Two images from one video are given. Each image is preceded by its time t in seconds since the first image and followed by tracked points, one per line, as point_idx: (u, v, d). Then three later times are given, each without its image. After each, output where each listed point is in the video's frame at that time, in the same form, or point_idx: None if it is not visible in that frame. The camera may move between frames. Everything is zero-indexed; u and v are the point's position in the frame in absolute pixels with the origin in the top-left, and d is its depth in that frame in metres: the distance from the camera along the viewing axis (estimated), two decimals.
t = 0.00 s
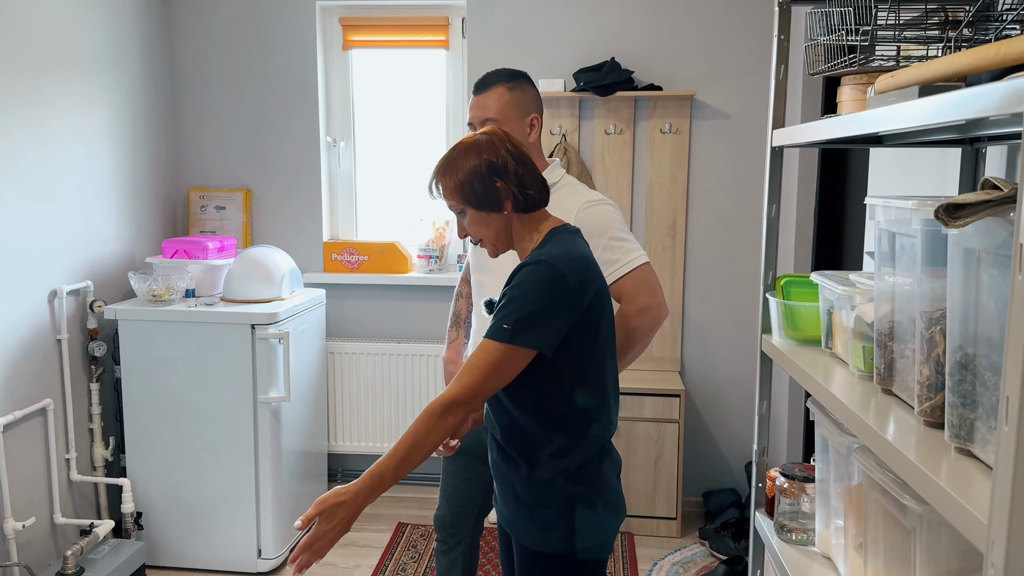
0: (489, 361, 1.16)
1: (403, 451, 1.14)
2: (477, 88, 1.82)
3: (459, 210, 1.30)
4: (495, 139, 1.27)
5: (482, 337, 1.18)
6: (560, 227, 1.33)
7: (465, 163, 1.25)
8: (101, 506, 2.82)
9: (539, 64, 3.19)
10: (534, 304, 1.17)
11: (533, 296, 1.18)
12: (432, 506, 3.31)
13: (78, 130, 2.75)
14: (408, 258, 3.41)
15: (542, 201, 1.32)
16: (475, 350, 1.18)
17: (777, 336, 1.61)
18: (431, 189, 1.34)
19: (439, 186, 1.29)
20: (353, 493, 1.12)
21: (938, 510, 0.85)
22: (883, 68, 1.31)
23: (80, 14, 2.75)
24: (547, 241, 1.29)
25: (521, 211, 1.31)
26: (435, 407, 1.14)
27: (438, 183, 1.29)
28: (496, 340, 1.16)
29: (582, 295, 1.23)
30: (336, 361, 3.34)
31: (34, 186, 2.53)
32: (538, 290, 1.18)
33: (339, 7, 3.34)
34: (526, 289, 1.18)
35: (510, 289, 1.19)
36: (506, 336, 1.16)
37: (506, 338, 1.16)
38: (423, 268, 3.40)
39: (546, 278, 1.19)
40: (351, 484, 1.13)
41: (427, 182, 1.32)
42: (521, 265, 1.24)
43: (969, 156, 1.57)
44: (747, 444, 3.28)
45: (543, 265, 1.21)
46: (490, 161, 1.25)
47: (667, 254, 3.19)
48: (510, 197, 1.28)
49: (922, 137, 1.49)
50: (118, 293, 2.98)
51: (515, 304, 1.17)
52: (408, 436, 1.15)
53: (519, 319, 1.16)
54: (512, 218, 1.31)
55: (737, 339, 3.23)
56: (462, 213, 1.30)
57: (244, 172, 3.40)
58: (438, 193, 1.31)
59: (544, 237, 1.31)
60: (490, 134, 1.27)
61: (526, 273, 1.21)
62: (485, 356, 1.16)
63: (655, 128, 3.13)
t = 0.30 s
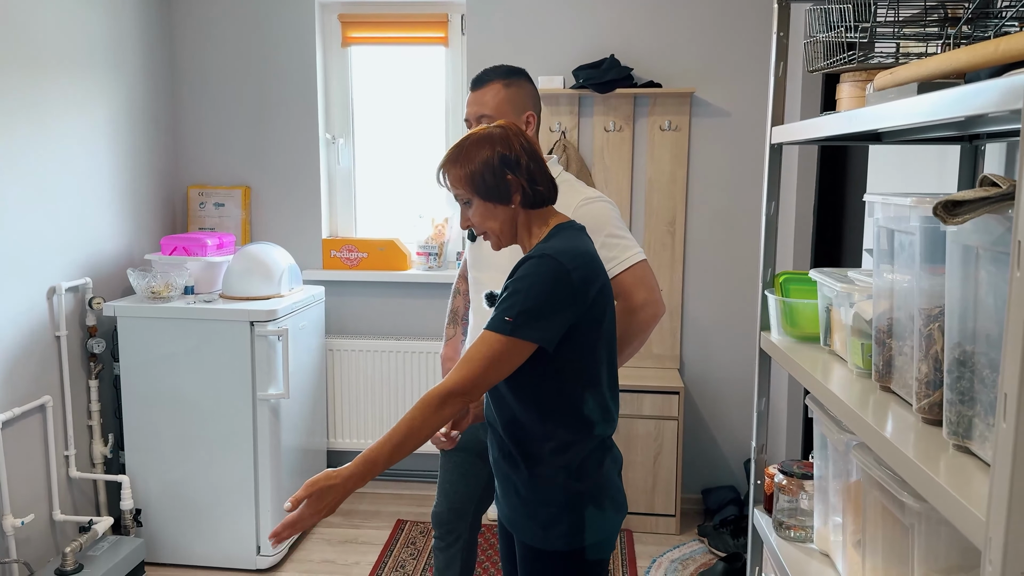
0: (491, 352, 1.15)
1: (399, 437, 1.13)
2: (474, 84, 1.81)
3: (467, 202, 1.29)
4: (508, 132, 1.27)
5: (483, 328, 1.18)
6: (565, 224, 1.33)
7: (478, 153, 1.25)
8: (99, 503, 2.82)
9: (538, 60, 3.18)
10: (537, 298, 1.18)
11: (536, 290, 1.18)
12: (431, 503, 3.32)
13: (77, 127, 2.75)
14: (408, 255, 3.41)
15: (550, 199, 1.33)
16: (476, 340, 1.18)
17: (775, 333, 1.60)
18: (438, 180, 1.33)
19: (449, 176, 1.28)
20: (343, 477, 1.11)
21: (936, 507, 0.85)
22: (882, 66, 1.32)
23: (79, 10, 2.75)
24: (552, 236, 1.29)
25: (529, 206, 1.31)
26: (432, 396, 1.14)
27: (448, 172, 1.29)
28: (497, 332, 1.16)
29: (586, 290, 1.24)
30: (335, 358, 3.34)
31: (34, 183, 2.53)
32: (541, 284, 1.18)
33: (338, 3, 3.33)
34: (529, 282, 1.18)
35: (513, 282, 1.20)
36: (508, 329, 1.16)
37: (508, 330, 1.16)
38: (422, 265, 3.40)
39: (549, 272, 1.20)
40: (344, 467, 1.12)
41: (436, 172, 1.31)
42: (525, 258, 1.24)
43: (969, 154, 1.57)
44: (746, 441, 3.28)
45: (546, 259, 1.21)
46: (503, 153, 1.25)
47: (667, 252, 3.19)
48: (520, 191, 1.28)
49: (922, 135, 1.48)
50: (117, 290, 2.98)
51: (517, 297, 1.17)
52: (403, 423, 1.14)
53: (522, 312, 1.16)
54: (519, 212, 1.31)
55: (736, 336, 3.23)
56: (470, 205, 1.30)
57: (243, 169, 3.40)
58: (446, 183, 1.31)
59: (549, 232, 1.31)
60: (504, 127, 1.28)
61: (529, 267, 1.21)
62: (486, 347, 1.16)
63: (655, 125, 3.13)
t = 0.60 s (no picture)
0: (491, 352, 1.16)
1: (403, 441, 1.14)
2: (470, 82, 1.81)
3: (471, 202, 1.30)
4: (510, 130, 1.27)
5: (485, 327, 1.18)
6: (568, 221, 1.33)
7: (480, 153, 1.25)
8: (98, 500, 2.83)
9: (537, 58, 3.18)
10: (537, 297, 1.18)
11: (537, 288, 1.18)
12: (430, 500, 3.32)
13: (75, 124, 2.75)
14: (406, 253, 3.41)
15: (553, 196, 1.33)
16: (477, 339, 1.18)
17: (774, 331, 1.60)
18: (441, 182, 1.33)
19: (452, 177, 1.28)
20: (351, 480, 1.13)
21: (933, 504, 0.86)
22: (880, 63, 1.32)
23: (77, 7, 2.75)
24: (556, 232, 1.29)
25: (532, 204, 1.31)
26: (435, 396, 1.15)
27: (450, 174, 1.29)
28: (498, 330, 1.16)
29: (587, 288, 1.23)
30: (334, 355, 3.34)
31: (32, 179, 2.53)
32: (542, 281, 1.18)
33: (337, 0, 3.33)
34: (529, 282, 1.18)
35: (514, 281, 1.20)
36: (508, 328, 1.16)
37: (509, 329, 1.16)
38: (421, 262, 3.41)
39: (549, 270, 1.20)
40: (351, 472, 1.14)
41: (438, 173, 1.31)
42: (525, 256, 1.24)
43: (967, 152, 1.57)
44: (744, 439, 3.29)
45: (547, 258, 1.21)
46: (505, 151, 1.25)
47: (665, 249, 3.20)
48: (524, 188, 1.28)
49: (921, 132, 1.49)
50: (115, 287, 2.98)
51: (518, 295, 1.17)
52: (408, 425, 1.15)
53: (522, 310, 1.17)
54: (523, 210, 1.31)
55: (735, 333, 3.24)
56: (474, 205, 1.30)
57: (241, 166, 3.40)
58: (449, 185, 1.31)
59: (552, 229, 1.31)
60: (506, 125, 1.28)
61: (530, 265, 1.21)
62: (486, 346, 1.16)
63: (654, 123, 3.13)
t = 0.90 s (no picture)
0: (491, 350, 1.16)
1: (404, 439, 1.14)
2: (466, 79, 1.81)
3: (466, 206, 1.30)
4: (499, 132, 1.26)
5: (485, 324, 1.18)
6: (565, 220, 1.33)
7: (470, 157, 1.25)
8: (97, 497, 2.83)
9: (536, 55, 3.18)
10: (538, 294, 1.18)
11: (537, 285, 1.18)
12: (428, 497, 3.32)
13: (73, 121, 2.75)
14: (405, 250, 3.41)
15: (547, 195, 1.32)
16: (477, 336, 1.18)
17: (772, 327, 1.60)
18: (437, 187, 1.34)
19: (446, 182, 1.28)
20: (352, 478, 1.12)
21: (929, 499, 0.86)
22: (879, 59, 1.31)
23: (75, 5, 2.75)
24: (552, 232, 1.29)
25: (527, 204, 1.30)
26: (436, 393, 1.15)
27: (444, 178, 1.29)
28: (499, 327, 1.16)
29: (587, 285, 1.24)
30: (333, 353, 3.34)
31: (29, 177, 2.53)
32: (543, 279, 1.18)
33: None
34: (531, 279, 1.18)
35: (516, 278, 1.20)
36: (509, 325, 1.16)
37: (510, 327, 1.16)
38: (419, 260, 3.40)
39: (550, 268, 1.20)
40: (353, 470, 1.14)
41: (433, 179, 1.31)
42: (524, 254, 1.24)
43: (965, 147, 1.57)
44: (743, 435, 3.29)
45: (547, 255, 1.21)
46: (495, 154, 1.24)
47: (664, 246, 3.20)
48: (516, 190, 1.28)
49: (918, 128, 1.49)
50: (113, 285, 2.98)
51: (518, 293, 1.17)
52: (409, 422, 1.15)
53: (523, 308, 1.16)
54: (518, 211, 1.31)
55: (733, 330, 3.24)
56: (469, 208, 1.30)
57: (239, 164, 3.40)
58: (443, 190, 1.31)
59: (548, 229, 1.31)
60: (495, 127, 1.27)
61: (530, 263, 1.21)
62: (486, 343, 1.16)
63: (652, 120, 3.13)
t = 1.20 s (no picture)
0: (492, 347, 1.15)
1: (404, 436, 1.14)
2: (461, 76, 1.81)
3: (469, 198, 1.29)
4: (505, 125, 1.26)
5: (486, 320, 1.18)
6: (566, 215, 1.33)
7: (475, 149, 1.24)
8: (97, 496, 2.83)
9: (535, 53, 3.18)
10: (539, 291, 1.17)
11: (538, 282, 1.18)
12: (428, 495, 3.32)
13: (72, 119, 2.75)
14: (404, 249, 3.41)
15: (550, 190, 1.32)
16: (479, 333, 1.18)
17: (772, 325, 1.60)
18: (439, 179, 1.33)
19: (449, 174, 1.27)
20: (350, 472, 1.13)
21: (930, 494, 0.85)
22: (879, 55, 1.31)
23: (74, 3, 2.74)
24: (554, 227, 1.29)
25: (530, 198, 1.30)
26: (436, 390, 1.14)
27: (447, 170, 1.28)
28: (500, 324, 1.16)
29: (588, 282, 1.23)
30: (332, 351, 3.34)
31: (29, 174, 2.53)
32: (544, 276, 1.18)
33: None
34: (533, 276, 1.18)
35: (518, 275, 1.19)
36: (510, 322, 1.16)
37: (511, 324, 1.16)
38: (419, 258, 3.40)
39: (551, 265, 1.19)
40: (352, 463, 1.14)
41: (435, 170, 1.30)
42: (525, 251, 1.23)
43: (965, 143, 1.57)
44: (742, 433, 3.29)
45: (549, 253, 1.20)
46: (500, 147, 1.24)
47: (664, 244, 3.19)
48: (520, 183, 1.28)
49: (918, 125, 1.48)
50: (113, 283, 2.98)
51: (520, 290, 1.17)
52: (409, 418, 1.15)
53: (524, 305, 1.16)
54: (521, 204, 1.31)
55: (733, 328, 3.24)
56: (472, 201, 1.29)
57: (239, 162, 3.40)
58: (446, 182, 1.30)
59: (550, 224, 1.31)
60: (500, 120, 1.26)
61: (532, 260, 1.20)
62: (488, 340, 1.16)
63: (652, 117, 3.12)
